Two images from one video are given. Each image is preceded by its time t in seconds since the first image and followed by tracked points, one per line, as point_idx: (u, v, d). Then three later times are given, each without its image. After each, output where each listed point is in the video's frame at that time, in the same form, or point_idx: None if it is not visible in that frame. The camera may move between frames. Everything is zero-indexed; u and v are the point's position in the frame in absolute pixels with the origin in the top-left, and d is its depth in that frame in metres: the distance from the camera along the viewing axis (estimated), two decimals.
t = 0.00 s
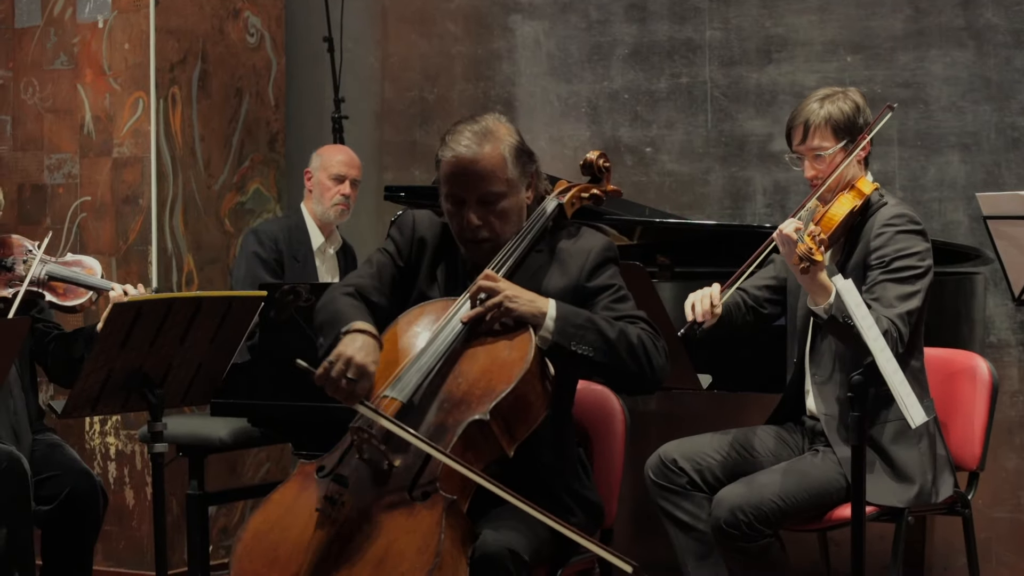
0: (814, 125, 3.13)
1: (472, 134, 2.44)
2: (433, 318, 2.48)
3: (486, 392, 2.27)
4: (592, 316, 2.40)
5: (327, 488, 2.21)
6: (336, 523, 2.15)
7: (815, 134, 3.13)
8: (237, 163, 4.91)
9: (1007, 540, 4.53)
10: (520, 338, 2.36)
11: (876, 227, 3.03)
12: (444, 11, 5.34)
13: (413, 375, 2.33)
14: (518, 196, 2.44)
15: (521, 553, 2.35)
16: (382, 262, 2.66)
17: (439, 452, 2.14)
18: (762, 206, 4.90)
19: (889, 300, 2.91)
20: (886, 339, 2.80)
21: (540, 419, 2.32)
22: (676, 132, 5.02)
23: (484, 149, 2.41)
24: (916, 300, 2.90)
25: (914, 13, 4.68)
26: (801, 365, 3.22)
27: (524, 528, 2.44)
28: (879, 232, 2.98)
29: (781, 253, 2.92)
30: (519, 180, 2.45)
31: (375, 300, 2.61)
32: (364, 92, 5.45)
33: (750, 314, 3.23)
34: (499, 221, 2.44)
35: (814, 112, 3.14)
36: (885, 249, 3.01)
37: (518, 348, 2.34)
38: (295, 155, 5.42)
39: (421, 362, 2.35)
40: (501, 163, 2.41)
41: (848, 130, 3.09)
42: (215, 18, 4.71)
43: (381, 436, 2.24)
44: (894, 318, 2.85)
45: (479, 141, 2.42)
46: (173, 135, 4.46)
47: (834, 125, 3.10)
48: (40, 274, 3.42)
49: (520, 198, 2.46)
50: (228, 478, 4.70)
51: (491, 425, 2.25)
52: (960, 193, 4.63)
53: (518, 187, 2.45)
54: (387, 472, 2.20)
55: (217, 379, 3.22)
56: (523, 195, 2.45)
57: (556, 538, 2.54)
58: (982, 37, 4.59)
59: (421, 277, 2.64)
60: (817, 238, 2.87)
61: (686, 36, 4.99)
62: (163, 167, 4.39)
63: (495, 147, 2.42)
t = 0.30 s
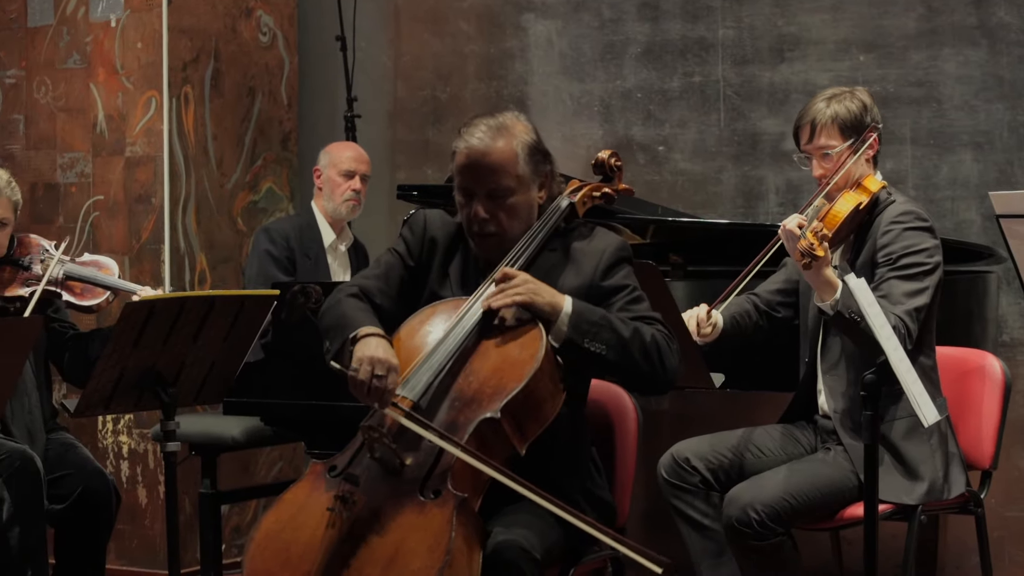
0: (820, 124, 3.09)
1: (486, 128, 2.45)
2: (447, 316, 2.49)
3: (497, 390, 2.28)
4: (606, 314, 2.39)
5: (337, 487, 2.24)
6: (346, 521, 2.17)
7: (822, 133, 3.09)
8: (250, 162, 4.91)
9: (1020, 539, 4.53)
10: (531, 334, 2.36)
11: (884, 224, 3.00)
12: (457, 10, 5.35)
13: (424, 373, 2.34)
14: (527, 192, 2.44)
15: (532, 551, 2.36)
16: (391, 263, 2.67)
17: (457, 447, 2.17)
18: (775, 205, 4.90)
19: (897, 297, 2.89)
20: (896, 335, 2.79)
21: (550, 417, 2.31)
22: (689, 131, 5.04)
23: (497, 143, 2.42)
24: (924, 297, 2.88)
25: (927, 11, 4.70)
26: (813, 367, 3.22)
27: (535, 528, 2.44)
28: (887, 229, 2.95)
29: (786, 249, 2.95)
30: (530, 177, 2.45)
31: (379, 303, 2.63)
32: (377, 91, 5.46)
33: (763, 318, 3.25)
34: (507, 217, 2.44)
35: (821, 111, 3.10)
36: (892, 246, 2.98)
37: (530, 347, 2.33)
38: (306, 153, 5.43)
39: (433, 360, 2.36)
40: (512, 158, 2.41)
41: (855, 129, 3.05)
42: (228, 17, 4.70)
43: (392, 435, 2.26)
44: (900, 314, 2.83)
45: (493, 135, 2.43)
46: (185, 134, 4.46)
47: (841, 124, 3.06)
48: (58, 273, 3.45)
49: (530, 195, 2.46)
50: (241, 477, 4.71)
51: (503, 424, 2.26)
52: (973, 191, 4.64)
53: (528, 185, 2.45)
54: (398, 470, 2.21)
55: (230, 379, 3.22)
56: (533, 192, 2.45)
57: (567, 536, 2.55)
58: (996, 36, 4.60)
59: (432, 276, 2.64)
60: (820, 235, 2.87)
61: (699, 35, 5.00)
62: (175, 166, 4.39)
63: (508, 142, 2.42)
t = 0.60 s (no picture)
0: (836, 123, 3.08)
1: (512, 119, 2.48)
2: (460, 315, 2.49)
3: (511, 389, 2.28)
4: (619, 312, 2.38)
5: (351, 486, 2.22)
6: (361, 520, 2.16)
7: (837, 132, 3.09)
8: (264, 161, 4.93)
9: None
10: (546, 333, 2.36)
11: (900, 224, 2.99)
12: (471, 9, 5.42)
13: (438, 374, 2.34)
14: (546, 185, 2.46)
15: (547, 551, 2.36)
16: (401, 252, 2.68)
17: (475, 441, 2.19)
18: (790, 204, 5.04)
19: (912, 299, 2.88)
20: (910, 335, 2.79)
21: (564, 416, 2.31)
22: (703, 130, 5.16)
23: (521, 132, 2.45)
24: (939, 298, 2.87)
25: (942, 11, 4.84)
26: (828, 367, 3.22)
27: (549, 527, 2.44)
28: (903, 229, 2.94)
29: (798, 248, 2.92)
30: (550, 171, 2.46)
31: (376, 287, 2.65)
32: (392, 91, 5.50)
33: (777, 318, 3.24)
34: (524, 208, 2.45)
35: (836, 110, 3.09)
36: (907, 247, 2.97)
37: (544, 346, 2.33)
38: (319, 152, 5.45)
39: (446, 361, 2.36)
40: (535, 148, 2.44)
41: (871, 128, 3.04)
42: (242, 17, 4.72)
43: (406, 434, 2.24)
44: (915, 315, 2.83)
45: (518, 124, 2.46)
46: (200, 134, 4.47)
47: (857, 123, 3.05)
48: (75, 274, 3.47)
49: (548, 189, 2.47)
50: (256, 476, 4.72)
51: (518, 423, 2.27)
52: (987, 190, 4.79)
53: (548, 178, 2.46)
54: (412, 471, 2.20)
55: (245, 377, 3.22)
56: (552, 185, 2.46)
57: (580, 535, 2.55)
58: (1010, 35, 4.75)
59: (447, 267, 2.64)
60: (833, 236, 2.86)
61: (713, 34, 5.13)
62: (189, 166, 4.40)
63: (531, 133, 2.45)
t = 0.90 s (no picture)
0: (853, 123, 3.08)
1: (532, 110, 2.51)
2: (473, 314, 2.48)
3: (525, 388, 2.28)
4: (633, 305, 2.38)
5: (364, 483, 2.22)
6: (374, 519, 2.16)
7: (854, 132, 3.09)
8: (277, 160, 4.94)
9: None
10: (559, 332, 2.35)
11: (917, 226, 2.99)
12: (485, 9, 5.45)
13: (451, 372, 2.33)
14: (564, 175, 2.48)
15: (560, 550, 2.35)
16: (412, 236, 2.66)
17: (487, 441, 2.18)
18: (803, 204, 5.07)
19: (929, 302, 2.88)
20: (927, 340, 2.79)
21: (579, 414, 2.31)
22: (716, 129, 5.19)
23: (540, 122, 2.47)
24: (954, 303, 2.87)
25: (955, 10, 4.86)
26: (841, 365, 3.23)
27: (562, 526, 2.43)
28: (920, 231, 2.95)
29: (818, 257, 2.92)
30: (568, 163, 2.49)
31: (374, 260, 2.61)
32: (405, 90, 5.54)
33: (790, 314, 3.25)
34: (540, 196, 2.46)
35: (854, 109, 3.09)
36: (924, 249, 2.98)
37: (556, 346, 2.32)
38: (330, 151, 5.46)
39: (459, 360, 2.36)
40: (553, 139, 2.46)
41: (888, 128, 3.05)
42: (255, 16, 4.74)
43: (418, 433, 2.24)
44: (933, 319, 2.83)
45: (539, 115, 2.48)
46: (213, 133, 4.49)
47: (874, 123, 3.06)
48: (90, 273, 3.49)
49: (566, 179, 2.49)
50: (270, 475, 4.73)
51: (530, 422, 2.26)
52: (1001, 189, 4.81)
53: (566, 168, 2.48)
54: (426, 469, 2.20)
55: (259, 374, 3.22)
56: (569, 175, 2.48)
57: (595, 535, 2.53)
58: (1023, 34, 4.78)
59: (460, 260, 2.64)
60: (853, 244, 2.87)
61: (726, 33, 5.15)
62: (202, 165, 4.41)
63: (550, 124, 2.47)
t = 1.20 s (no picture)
0: (869, 122, 3.08)
1: (543, 109, 2.50)
2: (485, 312, 2.48)
3: (535, 386, 2.27)
4: (640, 305, 2.39)
5: (375, 483, 2.22)
6: (386, 518, 2.15)
7: (871, 132, 3.09)
8: (290, 160, 4.94)
9: None
10: (568, 330, 2.36)
11: (932, 226, 3.00)
12: (497, 8, 5.47)
13: (462, 371, 2.33)
14: (575, 174, 2.48)
15: (571, 549, 2.34)
16: (423, 232, 2.66)
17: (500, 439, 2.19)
18: (816, 203, 5.07)
19: (944, 303, 2.89)
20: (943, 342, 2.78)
21: (590, 410, 2.32)
22: (730, 128, 5.19)
23: (550, 122, 2.47)
24: (970, 303, 2.88)
25: (967, 9, 4.87)
26: (855, 363, 3.23)
27: (574, 524, 2.42)
28: (936, 232, 2.95)
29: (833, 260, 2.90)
30: (579, 161, 2.48)
31: (379, 252, 2.59)
32: (418, 88, 5.56)
33: (805, 311, 3.26)
34: (551, 195, 2.46)
35: (871, 108, 3.09)
36: (940, 250, 2.98)
37: (566, 345, 2.32)
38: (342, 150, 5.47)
39: (471, 359, 2.36)
40: (564, 139, 2.46)
41: (904, 128, 3.05)
42: (268, 15, 4.74)
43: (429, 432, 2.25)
44: (949, 321, 2.84)
45: (549, 115, 2.48)
46: (226, 132, 4.49)
47: (890, 123, 3.05)
48: (104, 271, 3.61)
49: (577, 178, 2.49)
50: (283, 475, 4.74)
51: (541, 420, 2.25)
52: (1014, 188, 4.82)
53: (576, 167, 2.48)
54: (438, 468, 2.21)
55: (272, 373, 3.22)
56: (580, 174, 2.48)
57: (607, 534, 2.52)
58: None
59: (473, 257, 2.63)
60: (869, 249, 2.85)
61: (739, 32, 5.15)
62: (215, 164, 4.41)
63: (560, 124, 2.47)
